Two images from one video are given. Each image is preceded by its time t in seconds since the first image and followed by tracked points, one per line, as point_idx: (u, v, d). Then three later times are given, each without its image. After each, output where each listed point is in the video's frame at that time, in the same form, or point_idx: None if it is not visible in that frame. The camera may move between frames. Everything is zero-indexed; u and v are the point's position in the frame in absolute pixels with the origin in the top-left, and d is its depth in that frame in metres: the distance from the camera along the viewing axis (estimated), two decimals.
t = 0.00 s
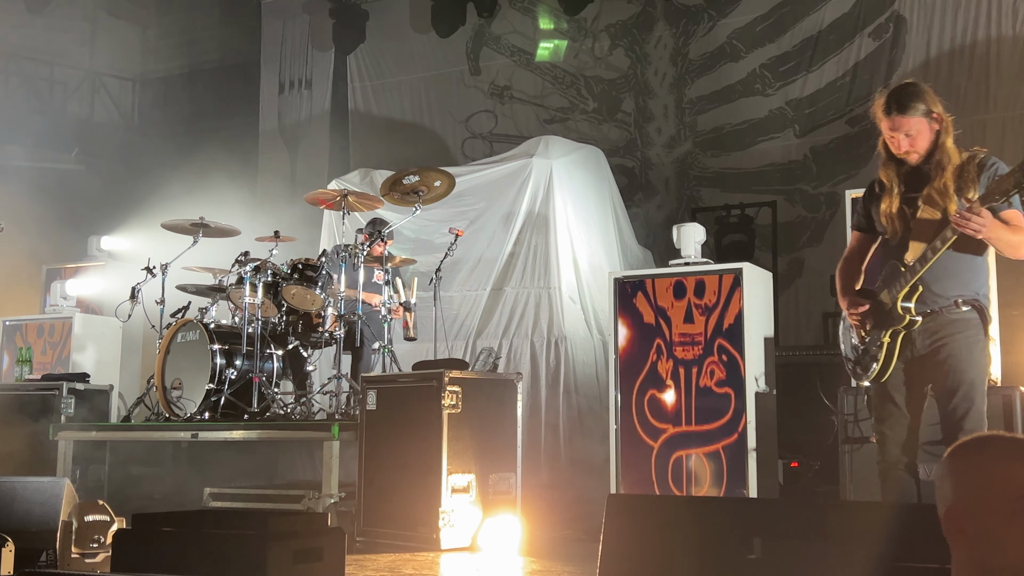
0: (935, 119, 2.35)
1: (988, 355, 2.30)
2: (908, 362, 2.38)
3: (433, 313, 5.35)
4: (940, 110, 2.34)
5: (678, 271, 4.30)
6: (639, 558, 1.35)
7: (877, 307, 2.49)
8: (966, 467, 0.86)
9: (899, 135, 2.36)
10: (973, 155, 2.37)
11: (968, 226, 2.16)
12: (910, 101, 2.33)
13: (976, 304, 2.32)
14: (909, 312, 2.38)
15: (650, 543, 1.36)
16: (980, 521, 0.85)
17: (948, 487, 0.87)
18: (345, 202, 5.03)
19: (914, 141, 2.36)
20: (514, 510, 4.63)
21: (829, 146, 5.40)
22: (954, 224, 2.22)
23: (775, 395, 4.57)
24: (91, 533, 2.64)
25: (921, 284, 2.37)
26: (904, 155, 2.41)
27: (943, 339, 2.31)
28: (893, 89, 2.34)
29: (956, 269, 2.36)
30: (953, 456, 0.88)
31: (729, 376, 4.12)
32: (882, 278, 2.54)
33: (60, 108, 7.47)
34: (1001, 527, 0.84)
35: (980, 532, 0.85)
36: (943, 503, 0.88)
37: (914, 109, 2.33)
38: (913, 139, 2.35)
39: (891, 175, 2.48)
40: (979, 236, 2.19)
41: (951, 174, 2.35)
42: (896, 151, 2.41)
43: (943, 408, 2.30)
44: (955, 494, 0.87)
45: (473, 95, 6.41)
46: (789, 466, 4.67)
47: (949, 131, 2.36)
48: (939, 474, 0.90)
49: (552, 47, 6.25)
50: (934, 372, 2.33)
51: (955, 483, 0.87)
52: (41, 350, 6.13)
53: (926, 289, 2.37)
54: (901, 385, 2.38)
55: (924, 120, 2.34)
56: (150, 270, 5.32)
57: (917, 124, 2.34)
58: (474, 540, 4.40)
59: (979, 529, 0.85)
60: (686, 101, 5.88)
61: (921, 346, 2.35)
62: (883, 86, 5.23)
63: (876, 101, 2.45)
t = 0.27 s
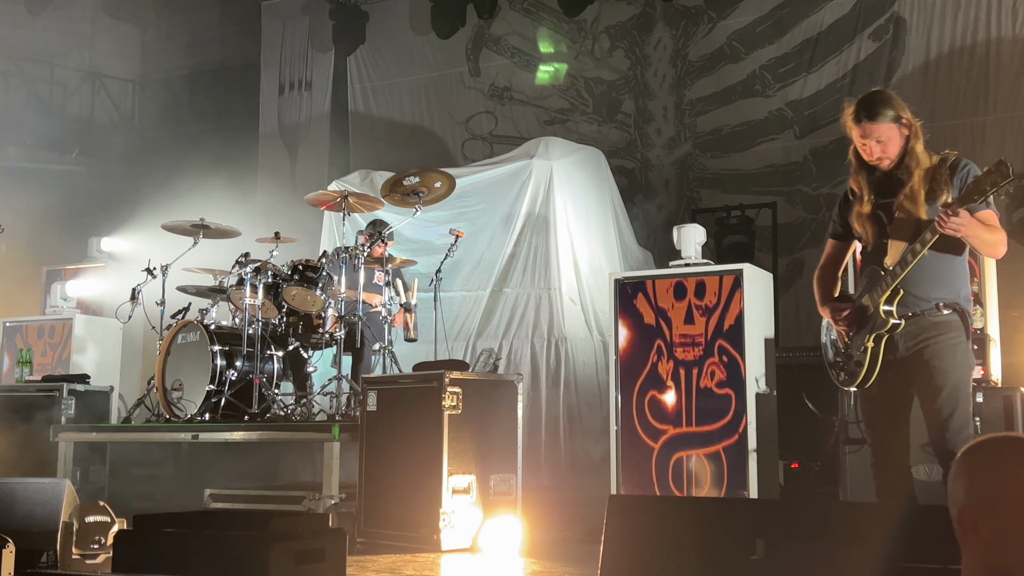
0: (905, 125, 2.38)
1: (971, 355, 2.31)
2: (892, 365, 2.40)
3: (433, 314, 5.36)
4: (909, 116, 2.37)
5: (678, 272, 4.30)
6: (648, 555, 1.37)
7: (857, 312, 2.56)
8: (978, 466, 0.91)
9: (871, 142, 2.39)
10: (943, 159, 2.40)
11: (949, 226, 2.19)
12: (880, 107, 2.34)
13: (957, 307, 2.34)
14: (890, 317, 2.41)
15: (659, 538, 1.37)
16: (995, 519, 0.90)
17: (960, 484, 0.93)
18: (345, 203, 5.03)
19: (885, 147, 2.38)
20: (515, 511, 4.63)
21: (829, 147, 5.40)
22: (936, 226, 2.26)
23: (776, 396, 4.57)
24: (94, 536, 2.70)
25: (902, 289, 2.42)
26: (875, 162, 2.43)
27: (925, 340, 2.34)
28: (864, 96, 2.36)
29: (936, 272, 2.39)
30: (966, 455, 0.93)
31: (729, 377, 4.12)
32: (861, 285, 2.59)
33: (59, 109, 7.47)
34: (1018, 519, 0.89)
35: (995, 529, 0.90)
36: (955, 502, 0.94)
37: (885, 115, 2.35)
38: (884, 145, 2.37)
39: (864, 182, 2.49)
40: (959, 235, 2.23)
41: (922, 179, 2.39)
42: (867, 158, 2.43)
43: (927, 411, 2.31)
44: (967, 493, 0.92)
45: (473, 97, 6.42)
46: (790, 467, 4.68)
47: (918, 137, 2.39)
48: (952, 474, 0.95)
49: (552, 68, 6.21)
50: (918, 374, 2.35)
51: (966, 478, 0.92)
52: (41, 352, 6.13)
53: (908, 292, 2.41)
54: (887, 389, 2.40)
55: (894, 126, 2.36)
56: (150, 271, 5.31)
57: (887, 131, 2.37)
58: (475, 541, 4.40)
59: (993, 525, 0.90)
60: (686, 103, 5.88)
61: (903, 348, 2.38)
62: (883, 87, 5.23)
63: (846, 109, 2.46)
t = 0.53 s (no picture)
0: (887, 127, 2.37)
1: (965, 353, 2.31)
2: (888, 364, 2.39)
3: (435, 314, 5.36)
4: (890, 118, 2.36)
5: (681, 271, 4.30)
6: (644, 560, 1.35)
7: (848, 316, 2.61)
8: (983, 461, 0.91)
9: (855, 145, 2.36)
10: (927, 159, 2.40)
11: (944, 221, 2.21)
12: (860, 111, 2.34)
13: (949, 306, 2.34)
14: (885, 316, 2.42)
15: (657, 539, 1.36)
16: (998, 517, 0.90)
17: (966, 482, 0.93)
18: (348, 202, 5.04)
19: (870, 150, 2.36)
20: (518, 511, 4.64)
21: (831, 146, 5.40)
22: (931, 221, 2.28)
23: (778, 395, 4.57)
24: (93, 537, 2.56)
25: (897, 287, 2.43)
26: (860, 165, 2.42)
27: (919, 339, 2.34)
28: (843, 103, 2.35)
29: (929, 271, 2.41)
30: (971, 453, 0.93)
31: (732, 376, 4.13)
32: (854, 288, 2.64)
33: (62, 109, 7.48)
34: None
35: (999, 527, 0.90)
36: (961, 499, 0.94)
37: (866, 119, 2.33)
38: (869, 148, 2.35)
39: (851, 185, 2.52)
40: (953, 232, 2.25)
41: (909, 179, 2.39)
42: (853, 161, 2.42)
43: (924, 409, 2.29)
44: (972, 489, 0.92)
45: (476, 96, 6.41)
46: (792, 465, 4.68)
47: (901, 137, 2.38)
48: (959, 472, 0.95)
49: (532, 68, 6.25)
50: (913, 372, 2.34)
51: (971, 475, 0.92)
52: (44, 352, 6.14)
53: (902, 292, 2.42)
54: (883, 388, 2.39)
55: (876, 130, 2.35)
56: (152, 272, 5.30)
57: (871, 133, 2.35)
58: (478, 540, 4.40)
59: (997, 522, 0.90)
60: (688, 102, 5.91)
61: (898, 347, 2.37)
62: (885, 85, 5.22)
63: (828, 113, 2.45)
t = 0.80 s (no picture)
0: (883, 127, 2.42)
1: (963, 351, 2.32)
2: (888, 363, 2.40)
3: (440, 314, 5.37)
4: (886, 118, 2.41)
5: (685, 271, 4.30)
6: (648, 558, 1.40)
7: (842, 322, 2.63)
8: (983, 458, 0.88)
9: (852, 145, 2.43)
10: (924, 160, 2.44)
11: (944, 213, 2.22)
12: (856, 111, 2.40)
13: (947, 305, 2.36)
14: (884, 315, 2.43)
15: (659, 537, 1.41)
16: (997, 517, 0.86)
17: (965, 480, 0.89)
18: (352, 203, 5.04)
19: (866, 151, 2.43)
20: (523, 511, 4.65)
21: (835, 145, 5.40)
22: (931, 217, 2.28)
23: (783, 394, 4.57)
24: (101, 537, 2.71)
25: (896, 286, 2.44)
26: (857, 165, 2.48)
27: (918, 337, 2.35)
28: (838, 103, 2.42)
29: (928, 269, 2.41)
30: (971, 451, 0.90)
31: (736, 375, 4.13)
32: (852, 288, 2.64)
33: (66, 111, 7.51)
34: None
35: (999, 527, 0.86)
36: (959, 499, 0.90)
37: (863, 119, 2.39)
38: (864, 148, 2.42)
39: (846, 186, 2.56)
40: (952, 227, 2.26)
41: (905, 179, 2.43)
42: (849, 162, 2.48)
43: (925, 407, 2.29)
44: (972, 488, 0.88)
45: (480, 96, 6.42)
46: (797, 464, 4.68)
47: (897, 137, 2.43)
48: (958, 472, 0.91)
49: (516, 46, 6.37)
50: (913, 370, 2.35)
51: (970, 473, 0.88)
52: (50, 353, 6.16)
53: (902, 290, 2.43)
54: (884, 386, 2.39)
55: (873, 129, 2.41)
56: (158, 273, 5.31)
57: (866, 134, 2.41)
58: (483, 540, 4.42)
59: (997, 522, 0.86)
60: (692, 101, 5.88)
61: (898, 346, 2.38)
62: (890, 84, 5.21)
63: (824, 115, 2.52)
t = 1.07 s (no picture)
0: (885, 124, 2.48)
1: (972, 346, 2.33)
2: (897, 360, 2.41)
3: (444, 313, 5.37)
4: (888, 115, 2.47)
5: (689, 269, 4.30)
6: (654, 551, 1.39)
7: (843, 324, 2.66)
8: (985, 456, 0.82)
9: (854, 142, 2.48)
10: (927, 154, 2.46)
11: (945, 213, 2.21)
12: (858, 108, 2.46)
13: (955, 300, 2.36)
14: (889, 312, 2.43)
15: (665, 532, 1.40)
16: (1001, 519, 0.80)
17: (966, 478, 0.84)
18: (356, 203, 5.03)
19: (868, 147, 2.47)
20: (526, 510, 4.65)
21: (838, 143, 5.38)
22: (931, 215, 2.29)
23: (788, 392, 4.57)
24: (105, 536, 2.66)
25: (899, 284, 2.43)
26: (860, 162, 2.52)
27: (926, 334, 2.35)
28: (839, 100, 2.47)
29: (933, 266, 2.42)
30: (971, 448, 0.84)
31: (740, 373, 4.12)
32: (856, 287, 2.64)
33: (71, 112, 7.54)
34: None
35: (1000, 527, 0.80)
36: (962, 498, 0.85)
37: (865, 115, 2.45)
38: (867, 145, 2.47)
39: (849, 183, 2.60)
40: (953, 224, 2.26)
41: (907, 175, 2.46)
42: (852, 158, 2.52)
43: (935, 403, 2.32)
44: (974, 487, 0.83)
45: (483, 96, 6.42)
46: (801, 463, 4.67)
47: (899, 134, 2.48)
48: (960, 469, 0.86)
49: (508, 47, 6.39)
50: (922, 367, 2.36)
51: (974, 473, 0.83)
52: (55, 353, 6.18)
53: (906, 288, 2.43)
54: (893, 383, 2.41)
55: (874, 125, 2.46)
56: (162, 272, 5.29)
57: (868, 130, 2.47)
58: (487, 539, 4.41)
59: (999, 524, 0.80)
60: (695, 100, 5.91)
61: (906, 344, 2.39)
62: (894, 82, 5.19)
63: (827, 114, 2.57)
